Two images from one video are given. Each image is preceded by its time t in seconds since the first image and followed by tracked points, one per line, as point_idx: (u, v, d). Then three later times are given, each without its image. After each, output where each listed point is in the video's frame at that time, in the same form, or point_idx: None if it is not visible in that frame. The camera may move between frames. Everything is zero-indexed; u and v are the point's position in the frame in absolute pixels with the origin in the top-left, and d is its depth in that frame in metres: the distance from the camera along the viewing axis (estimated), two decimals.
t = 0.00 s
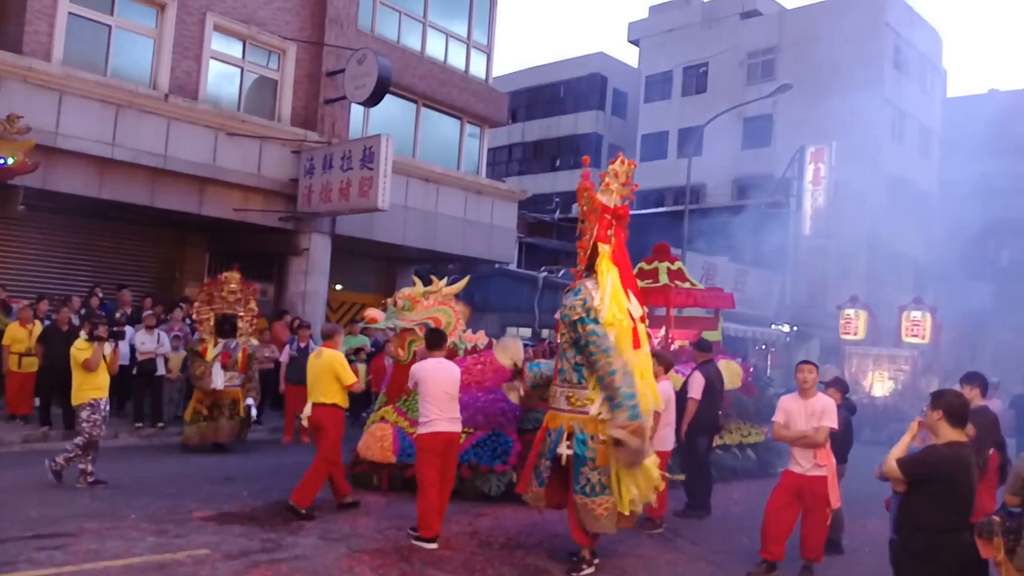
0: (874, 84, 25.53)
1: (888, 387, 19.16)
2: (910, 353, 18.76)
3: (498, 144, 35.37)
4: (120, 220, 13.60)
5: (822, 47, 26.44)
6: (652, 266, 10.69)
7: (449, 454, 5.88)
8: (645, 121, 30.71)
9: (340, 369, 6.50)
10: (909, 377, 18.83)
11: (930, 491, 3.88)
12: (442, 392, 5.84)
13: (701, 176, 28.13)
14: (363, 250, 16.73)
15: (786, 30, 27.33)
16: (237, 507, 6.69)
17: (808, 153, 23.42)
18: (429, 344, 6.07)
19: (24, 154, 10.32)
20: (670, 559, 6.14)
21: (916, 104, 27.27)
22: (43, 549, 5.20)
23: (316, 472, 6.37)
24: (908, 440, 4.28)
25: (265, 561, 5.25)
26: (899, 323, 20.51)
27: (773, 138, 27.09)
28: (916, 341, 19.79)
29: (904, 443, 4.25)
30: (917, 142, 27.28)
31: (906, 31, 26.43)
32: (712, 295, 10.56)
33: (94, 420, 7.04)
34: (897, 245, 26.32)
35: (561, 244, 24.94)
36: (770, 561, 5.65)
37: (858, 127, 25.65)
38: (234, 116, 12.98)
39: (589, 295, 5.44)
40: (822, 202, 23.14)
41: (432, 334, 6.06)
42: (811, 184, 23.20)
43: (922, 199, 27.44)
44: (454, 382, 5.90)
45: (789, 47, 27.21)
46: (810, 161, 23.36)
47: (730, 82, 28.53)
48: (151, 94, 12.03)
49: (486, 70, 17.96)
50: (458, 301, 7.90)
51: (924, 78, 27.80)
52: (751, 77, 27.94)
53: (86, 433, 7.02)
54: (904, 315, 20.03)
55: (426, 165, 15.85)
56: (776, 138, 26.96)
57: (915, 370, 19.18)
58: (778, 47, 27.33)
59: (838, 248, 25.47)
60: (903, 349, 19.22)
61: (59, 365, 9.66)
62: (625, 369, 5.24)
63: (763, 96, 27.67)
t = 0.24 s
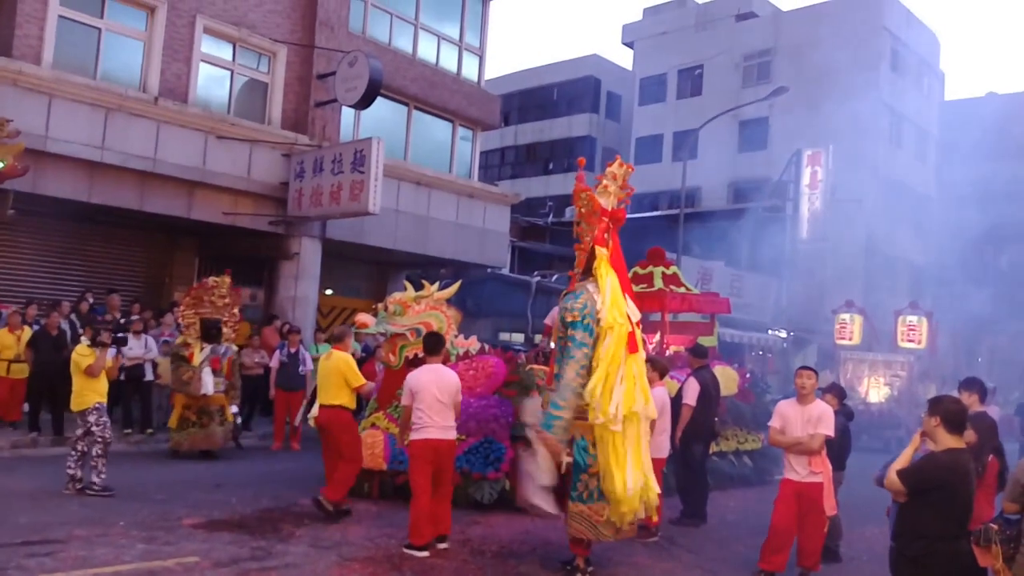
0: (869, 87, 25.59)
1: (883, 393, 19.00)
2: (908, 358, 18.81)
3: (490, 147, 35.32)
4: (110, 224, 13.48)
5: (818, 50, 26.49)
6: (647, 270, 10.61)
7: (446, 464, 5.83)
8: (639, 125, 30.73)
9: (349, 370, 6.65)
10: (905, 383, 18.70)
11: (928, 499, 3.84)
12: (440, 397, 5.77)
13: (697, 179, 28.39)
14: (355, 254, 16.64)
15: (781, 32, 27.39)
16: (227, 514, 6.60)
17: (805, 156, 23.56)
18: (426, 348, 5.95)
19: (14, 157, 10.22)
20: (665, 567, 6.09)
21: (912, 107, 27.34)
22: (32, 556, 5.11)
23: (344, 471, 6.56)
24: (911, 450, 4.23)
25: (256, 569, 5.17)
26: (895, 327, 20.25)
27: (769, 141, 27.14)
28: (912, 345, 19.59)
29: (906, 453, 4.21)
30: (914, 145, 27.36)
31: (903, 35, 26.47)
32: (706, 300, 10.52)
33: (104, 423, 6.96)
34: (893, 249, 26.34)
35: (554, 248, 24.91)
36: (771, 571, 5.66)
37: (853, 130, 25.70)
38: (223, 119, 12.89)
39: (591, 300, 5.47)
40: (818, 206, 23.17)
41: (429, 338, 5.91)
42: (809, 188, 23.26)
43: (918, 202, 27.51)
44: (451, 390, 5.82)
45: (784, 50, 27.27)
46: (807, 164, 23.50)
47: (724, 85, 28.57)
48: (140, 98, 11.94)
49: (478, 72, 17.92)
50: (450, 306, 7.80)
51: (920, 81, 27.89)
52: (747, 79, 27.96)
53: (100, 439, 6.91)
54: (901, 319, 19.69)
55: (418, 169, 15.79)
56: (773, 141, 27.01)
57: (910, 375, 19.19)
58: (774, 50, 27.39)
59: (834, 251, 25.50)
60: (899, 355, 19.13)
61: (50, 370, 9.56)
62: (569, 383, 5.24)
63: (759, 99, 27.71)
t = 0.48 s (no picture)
0: (867, 88, 25.69)
1: (878, 393, 19.10)
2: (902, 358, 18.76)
3: (489, 148, 35.39)
4: (109, 226, 13.51)
5: (815, 51, 26.59)
6: (644, 271, 10.59)
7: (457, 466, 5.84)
8: (638, 126, 30.78)
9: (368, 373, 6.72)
10: (900, 384, 18.81)
11: (927, 498, 3.87)
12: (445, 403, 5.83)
13: (695, 180, 28.54)
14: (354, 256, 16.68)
15: (779, 33, 27.50)
16: (228, 514, 6.63)
17: (803, 157, 23.66)
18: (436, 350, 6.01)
19: (13, 160, 10.26)
20: (664, 566, 6.12)
21: (911, 108, 27.44)
22: (34, 556, 5.14)
23: (357, 472, 6.59)
24: (911, 450, 4.27)
25: (257, 568, 5.20)
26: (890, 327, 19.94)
27: (767, 142, 27.26)
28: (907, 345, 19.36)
29: (906, 453, 4.24)
30: (912, 146, 27.47)
31: (901, 35, 26.54)
32: (705, 301, 10.56)
33: (121, 426, 7.04)
34: (891, 249, 26.38)
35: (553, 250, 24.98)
36: (767, 570, 5.69)
37: (851, 130, 25.80)
38: (222, 121, 12.92)
39: (609, 302, 5.53)
40: (816, 207, 23.22)
41: (440, 341, 5.96)
42: (807, 189, 23.36)
43: (916, 203, 27.60)
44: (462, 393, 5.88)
45: (782, 51, 27.35)
46: (805, 166, 23.61)
47: (723, 86, 28.63)
48: (139, 100, 11.97)
49: (476, 74, 17.96)
50: (449, 307, 7.77)
51: (918, 81, 28.00)
52: (745, 81, 28.06)
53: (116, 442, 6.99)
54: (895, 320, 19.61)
55: (417, 171, 15.82)
56: (771, 142, 27.13)
57: (907, 377, 19.28)
58: (772, 51, 27.50)
59: (832, 251, 25.58)
60: (895, 355, 19.19)
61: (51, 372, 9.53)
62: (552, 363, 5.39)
63: (757, 100, 27.81)
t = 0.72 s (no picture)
0: (869, 85, 25.64)
1: (879, 391, 18.36)
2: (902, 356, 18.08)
3: (491, 146, 35.39)
4: (111, 224, 13.52)
5: (817, 48, 26.55)
6: (647, 269, 10.60)
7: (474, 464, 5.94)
8: (640, 123, 30.72)
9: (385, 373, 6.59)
10: (901, 380, 18.18)
11: (929, 496, 3.87)
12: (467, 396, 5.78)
13: (697, 178, 28.51)
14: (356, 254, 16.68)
15: (781, 31, 27.47)
16: (231, 511, 6.64)
17: (806, 154, 23.62)
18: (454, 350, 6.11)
19: (15, 158, 10.29)
20: (667, 563, 6.13)
21: (913, 105, 27.39)
22: (38, 553, 5.15)
23: (365, 470, 6.65)
24: (915, 448, 4.26)
25: (260, 565, 5.21)
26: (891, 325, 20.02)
27: (768, 139, 27.23)
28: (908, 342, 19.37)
29: (911, 450, 4.23)
30: (915, 143, 27.43)
31: (903, 32, 26.46)
32: (707, 298, 10.56)
33: (137, 426, 7.07)
34: (894, 247, 26.31)
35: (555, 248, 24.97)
36: (770, 567, 5.68)
37: (854, 127, 25.74)
38: (224, 120, 12.92)
39: (627, 305, 5.43)
40: (819, 204, 23.23)
41: (459, 340, 6.05)
42: (809, 186, 23.33)
43: (919, 201, 27.54)
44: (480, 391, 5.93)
45: (784, 48, 27.30)
46: (807, 163, 23.57)
47: (725, 83, 28.59)
48: (141, 99, 11.97)
49: (478, 72, 17.95)
50: (452, 304, 7.76)
51: (921, 79, 27.96)
52: (747, 78, 28.04)
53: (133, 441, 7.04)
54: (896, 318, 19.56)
55: (418, 169, 15.83)
56: (773, 139, 27.09)
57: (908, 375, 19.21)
58: (774, 48, 27.49)
59: (835, 248, 25.54)
60: (895, 351, 18.54)
61: (51, 371, 9.53)
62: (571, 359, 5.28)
63: (759, 97, 27.79)
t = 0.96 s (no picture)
0: (872, 81, 25.60)
1: (879, 387, 18.48)
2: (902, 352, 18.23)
3: (493, 142, 35.36)
4: (114, 219, 13.52)
5: (820, 45, 26.50)
6: (649, 266, 10.60)
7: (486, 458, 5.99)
8: (643, 120, 30.69)
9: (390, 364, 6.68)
10: (902, 376, 18.22)
11: (932, 492, 3.86)
12: (477, 395, 5.92)
13: (699, 174, 28.51)
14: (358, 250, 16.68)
15: (783, 27, 27.43)
16: (233, 507, 6.65)
17: (808, 151, 23.60)
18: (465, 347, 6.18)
19: (17, 154, 10.32)
20: (668, 559, 6.13)
21: (916, 101, 27.35)
22: (41, 548, 5.16)
23: (370, 466, 6.64)
24: (918, 444, 4.25)
25: (262, 561, 5.21)
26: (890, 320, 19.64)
27: (771, 135, 27.20)
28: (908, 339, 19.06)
29: (914, 447, 4.22)
30: (918, 140, 27.41)
31: (906, 28, 26.41)
32: (710, 295, 10.54)
33: (148, 421, 7.30)
34: (896, 243, 26.28)
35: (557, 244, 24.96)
36: (771, 563, 5.68)
37: (858, 124, 25.70)
38: (227, 116, 12.92)
39: (633, 300, 5.41)
40: (821, 201, 23.21)
41: (470, 337, 6.11)
42: (812, 183, 23.32)
43: (921, 198, 27.52)
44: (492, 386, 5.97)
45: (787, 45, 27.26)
46: (810, 159, 23.56)
47: (728, 79, 28.56)
48: (143, 94, 11.97)
49: (480, 68, 17.93)
50: (454, 300, 7.78)
51: (924, 75, 27.93)
52: (749, 74, 28.02)
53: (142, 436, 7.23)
54: (896, 313, 19.33)
55: (420, 165, 15.82)
56: (775, 135, 27.06)
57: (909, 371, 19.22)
58: (776, 44, 27.46)
59: (837, 245, 25.54)
60: (896, 348, 18.63)
61: (53, 367, 9.54)
62: (606, 377, 5.18)
63: (761, 93, 27.75)
